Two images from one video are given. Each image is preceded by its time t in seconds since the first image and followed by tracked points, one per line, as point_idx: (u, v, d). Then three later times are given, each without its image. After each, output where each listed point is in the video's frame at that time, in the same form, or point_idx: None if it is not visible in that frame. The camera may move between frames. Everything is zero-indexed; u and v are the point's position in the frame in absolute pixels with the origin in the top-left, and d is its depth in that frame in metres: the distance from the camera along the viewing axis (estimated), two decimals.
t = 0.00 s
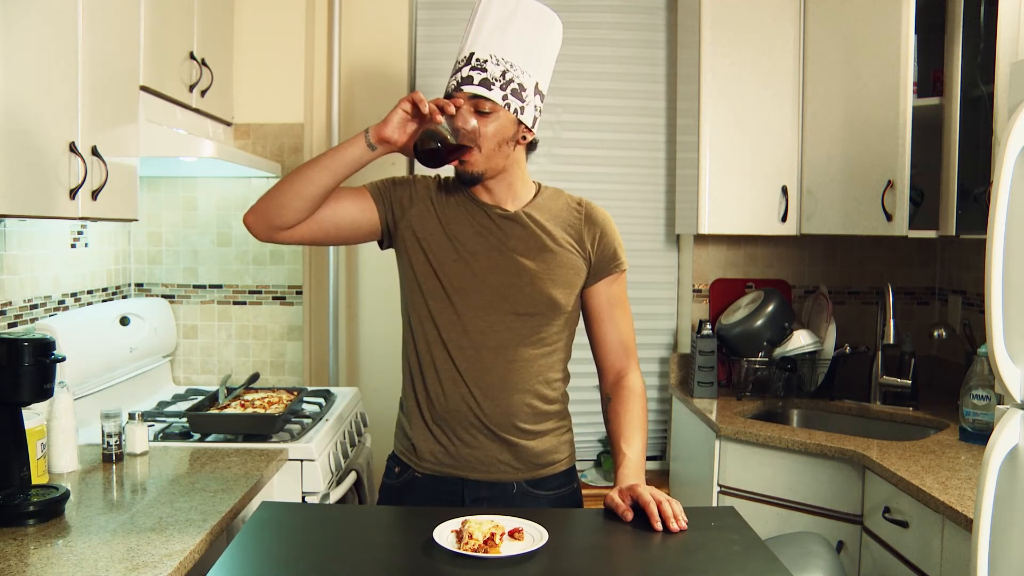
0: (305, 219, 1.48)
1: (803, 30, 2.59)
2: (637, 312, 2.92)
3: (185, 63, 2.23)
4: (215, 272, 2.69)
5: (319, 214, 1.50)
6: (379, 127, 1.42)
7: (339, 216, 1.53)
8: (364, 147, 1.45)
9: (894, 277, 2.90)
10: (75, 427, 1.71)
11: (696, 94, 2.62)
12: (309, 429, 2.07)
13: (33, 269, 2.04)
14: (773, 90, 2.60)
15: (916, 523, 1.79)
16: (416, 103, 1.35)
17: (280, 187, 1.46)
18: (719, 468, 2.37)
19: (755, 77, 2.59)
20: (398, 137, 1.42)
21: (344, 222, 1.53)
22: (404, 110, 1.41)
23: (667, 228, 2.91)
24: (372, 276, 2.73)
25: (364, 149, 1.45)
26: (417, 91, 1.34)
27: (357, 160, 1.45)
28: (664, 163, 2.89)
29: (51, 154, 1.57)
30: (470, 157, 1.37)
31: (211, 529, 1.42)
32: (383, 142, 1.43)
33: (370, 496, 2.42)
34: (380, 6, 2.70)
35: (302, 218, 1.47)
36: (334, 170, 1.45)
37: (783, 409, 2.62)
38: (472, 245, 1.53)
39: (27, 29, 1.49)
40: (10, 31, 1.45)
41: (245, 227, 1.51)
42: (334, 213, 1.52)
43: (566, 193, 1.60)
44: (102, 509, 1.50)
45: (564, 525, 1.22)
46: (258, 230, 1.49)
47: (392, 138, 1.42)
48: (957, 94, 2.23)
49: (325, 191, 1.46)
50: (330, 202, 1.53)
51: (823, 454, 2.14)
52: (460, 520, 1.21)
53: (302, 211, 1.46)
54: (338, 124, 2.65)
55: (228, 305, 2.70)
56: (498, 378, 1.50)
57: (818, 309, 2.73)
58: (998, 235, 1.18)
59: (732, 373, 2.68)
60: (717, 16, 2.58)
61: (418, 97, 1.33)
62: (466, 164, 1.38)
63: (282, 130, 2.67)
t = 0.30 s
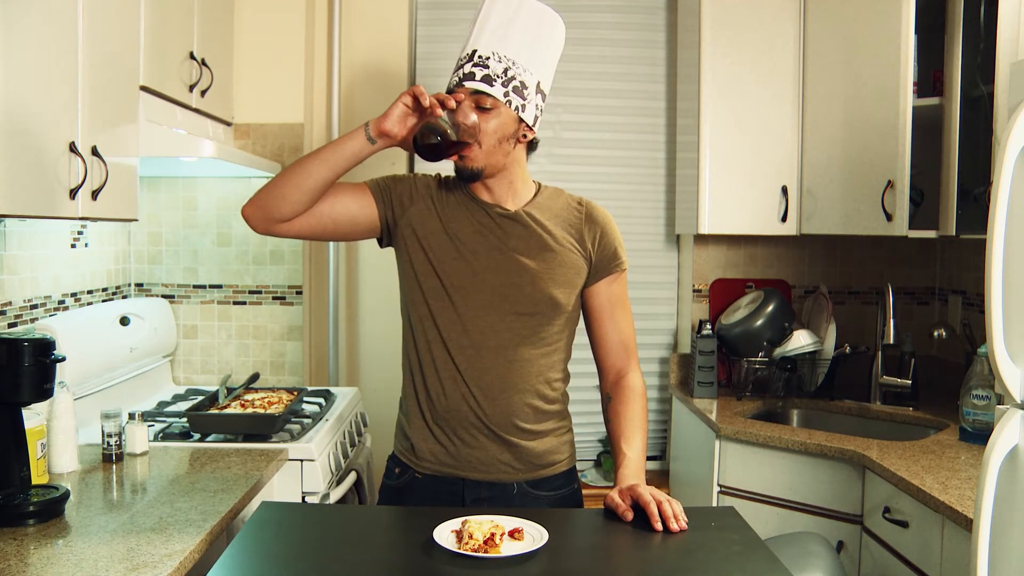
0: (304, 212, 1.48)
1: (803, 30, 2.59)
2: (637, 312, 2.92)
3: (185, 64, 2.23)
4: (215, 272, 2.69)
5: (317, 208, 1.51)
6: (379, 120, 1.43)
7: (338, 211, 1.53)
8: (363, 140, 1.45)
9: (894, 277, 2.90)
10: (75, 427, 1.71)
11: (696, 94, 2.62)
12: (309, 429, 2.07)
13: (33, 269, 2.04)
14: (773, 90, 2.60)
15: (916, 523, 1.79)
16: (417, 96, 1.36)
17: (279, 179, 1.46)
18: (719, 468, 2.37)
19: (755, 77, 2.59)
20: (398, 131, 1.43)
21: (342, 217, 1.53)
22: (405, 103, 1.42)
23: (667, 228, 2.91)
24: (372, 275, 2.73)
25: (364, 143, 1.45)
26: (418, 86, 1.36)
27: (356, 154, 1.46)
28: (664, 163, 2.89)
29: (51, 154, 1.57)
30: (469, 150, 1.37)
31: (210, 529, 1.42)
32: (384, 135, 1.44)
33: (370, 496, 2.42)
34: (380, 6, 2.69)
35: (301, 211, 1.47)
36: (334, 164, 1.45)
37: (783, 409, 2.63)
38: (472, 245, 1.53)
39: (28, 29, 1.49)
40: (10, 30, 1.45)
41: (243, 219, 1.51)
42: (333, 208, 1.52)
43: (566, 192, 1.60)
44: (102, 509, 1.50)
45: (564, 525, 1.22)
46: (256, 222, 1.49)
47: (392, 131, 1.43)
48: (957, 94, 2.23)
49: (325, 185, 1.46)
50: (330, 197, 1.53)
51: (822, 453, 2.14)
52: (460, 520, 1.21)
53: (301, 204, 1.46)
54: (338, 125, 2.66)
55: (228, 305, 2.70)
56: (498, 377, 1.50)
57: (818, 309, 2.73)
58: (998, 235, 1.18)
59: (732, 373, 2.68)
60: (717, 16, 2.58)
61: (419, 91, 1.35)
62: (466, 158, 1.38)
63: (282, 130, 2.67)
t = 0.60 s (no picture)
0: (302, 207, 1.48)
1: (803, 30, 2.59)
2: (637, 312, 2.92)
3: (185, 63, 2.23)
4: (215, 272, 2.69)
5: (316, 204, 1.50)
6: (380, 115, 1.43)
7: (337, 207, 1.53)
8: (363, 135, 1.45)
9: (894, 277, 2.90)
10: (75, 427, 1.71)
11: (696, 94, 2.62)
12: (308, 429, 2.07)
13: (33, 269, 2.04)
14: (773, 90, 2.60)
15: (916, 522, 1.79)
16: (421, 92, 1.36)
17: (278, 173, 1.46)
18: (719, 468, 2.37)
19: (755, 77, 2.59)
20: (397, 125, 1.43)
21: (340, 214, 1.53)
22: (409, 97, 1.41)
23: (667, 228, 2.91)
24: (372, 275, 2.73)
25: (364, 138, 1.45)
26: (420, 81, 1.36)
27: (357, 150, 1.46)
28: (663, 163, 2.89)
29: (51, 154, 1.57)
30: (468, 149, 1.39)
31: (210, 529, 1.42)
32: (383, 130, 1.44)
33: (370, 496, 2.42)
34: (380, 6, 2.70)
35: (299, 205, 1.47)
36: (334, 158, 1.45)
37: (783, 409, 2.63)
38: (472, 244, 1.53)
39: (27, 29, 1.49)
40: (10, 30, 1.45)
41: (242, 212, 1.51)
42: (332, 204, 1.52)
43: (566, 192, 1.60)
44: (102, 509, 1.50)
45: (563, 525, 1.22)
46: (255, 216, 1.49)
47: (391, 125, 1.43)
48: (957, 94, 2.23)
49: (324, 179, 1.46)
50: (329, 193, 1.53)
51: (822, 453, 2.14)
52: (460, 520, 1.21)
53: (300, 198, 1.46)
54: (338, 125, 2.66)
55: (228, 305, 2.70)
56: (498, 377, 1.50)
57: (818, 309, 2.73)
58: (998, 235, 1.18)
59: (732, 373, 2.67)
60: (717, 16, 2.58)
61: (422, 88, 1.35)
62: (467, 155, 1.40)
63: (282, 130, 2.67)
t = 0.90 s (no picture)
0: (301, 200, 1.48)
1: (803, 30, 2.59)
2: (637, 311, 2.92)
3: (185, 63, 2.23)
4: (215, 272, 2.69)
5: (315, 196, 1.50)
6: (381, 110, 1.42)
7: (336, 201, 1.53)
8: (363, 129, 1.45)
9: (894, 277, 2.90)
10: (75, 427, 1.71)
11: (696, 94, 2.62)
12: (309, 429, 2.07)
13: (33, 269, 2.04)
14: (773, 90, 2.60)
15: (916, 523, 1.79)
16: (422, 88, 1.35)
17: (278, 164, 1.46)
18: (719, 468, 2.37)
19: (755, 77, 2.59)
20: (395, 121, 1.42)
21: (339, 209, 1.53)
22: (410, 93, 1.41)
23: (667, 228, 2.91)
24: (371, 275, 2.73)
25: (364, 132, 1.45)
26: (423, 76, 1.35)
27: (357, 143, 1.46)
28: (663, 163, 2.89)
29: (51, 154, 1.57)
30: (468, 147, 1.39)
31: (210, 529, 1.42)
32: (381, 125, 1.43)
33: (370, 496, 2.42)
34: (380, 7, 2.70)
35: (298, 197, 1.47)
36: (333, 151, 1.45)
37: (783, 409, 2.63)
38: (473, 244, 1.53)
39: (27, 29, 1.49)
40: (10, 30, 1.45)
41: (241, 204, 1.51)
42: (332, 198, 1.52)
43: (566, 192, 1.60)
44: (102, 509, 1.50)
45: (563, 525, 1.22)
46: (254, 207, 1.49)
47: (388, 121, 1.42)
48: (957, 94, 2.23)
49: (323, 172, 1.46)
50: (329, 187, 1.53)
51: (822, 453, 2.14)
52: (460, 520, 1.21)
53: (299, 189, 1.46)
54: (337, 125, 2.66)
55: (228, 305, 2.70)
56: (498, 377, 1.50)
57: (818, 309, 2.73)
58: (998, 236, 1.18)
59: (733, 373, 2.67)
60: (717, 16, 2.58)
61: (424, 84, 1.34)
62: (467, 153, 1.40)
63: (282, 130, 2.67)
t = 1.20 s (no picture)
0: (300, 196, 1.48)
1: (803, 30, 2.59)
2: (637, 311, 2.92)
3: (186, 64, 2.23)
4: (215, 272, 2.69)
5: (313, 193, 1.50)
6: (382, 107, 1.43)
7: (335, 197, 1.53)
8: (363, 127, 1.45)
9: (894, 277, 2.90)
10: (75, 427, 1.71)
11: (696, 94, 2.62)
12: (308, 429, 2.07)
13: (33, 269, 2.04)
14: (773, 90, 2.60)
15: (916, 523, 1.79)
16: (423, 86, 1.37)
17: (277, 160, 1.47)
18: (719, 468, 2.37)
19: (755, 77, 2.59)
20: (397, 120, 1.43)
21: (339, 206, 1.53)
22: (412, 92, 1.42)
23: (667, 228, 2.91)
24: (371, 275, 2.73)
25: (364, 130, 1.45)
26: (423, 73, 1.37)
27: (357, 141, 1.46)
28: (663, 163, 2.89)
29: (51, 154, 1.57)
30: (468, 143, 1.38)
31: (210, 529, 1.42)
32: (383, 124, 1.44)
33: (370, 496, 2.42)
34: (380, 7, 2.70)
35: (296, 193, 1.47)
36: (333, 148, 1.46)
37: (783, 409, 2.63)
38: (473, 243, 1.53)
39: (27, 29, 1.50)
40: (9, 30, 1.45)
41: (241, 200, 1.51)
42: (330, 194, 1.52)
43: (567, 192, 1.60)
44: (102, 509, 1.50)
45: (564, 525, 1.22)
46: (253, 203, 1.49)
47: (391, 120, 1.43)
48: (957, 94, 2.23)
49: (323, 169, 1.46)
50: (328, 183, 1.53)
51: (823, 453, 2.14)
52: (460, 520, 1.21)
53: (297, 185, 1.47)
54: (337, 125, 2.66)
55: (227, 305, 2.70)
56: (498, 377, 1.50)
57: (818, 309, 2.73)
58: (998, 236, 1.18)
59: (733, 373, 2.67)
60: (717, 17, 2.58)
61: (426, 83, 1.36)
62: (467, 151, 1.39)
63: (282, 130, 2.67)
